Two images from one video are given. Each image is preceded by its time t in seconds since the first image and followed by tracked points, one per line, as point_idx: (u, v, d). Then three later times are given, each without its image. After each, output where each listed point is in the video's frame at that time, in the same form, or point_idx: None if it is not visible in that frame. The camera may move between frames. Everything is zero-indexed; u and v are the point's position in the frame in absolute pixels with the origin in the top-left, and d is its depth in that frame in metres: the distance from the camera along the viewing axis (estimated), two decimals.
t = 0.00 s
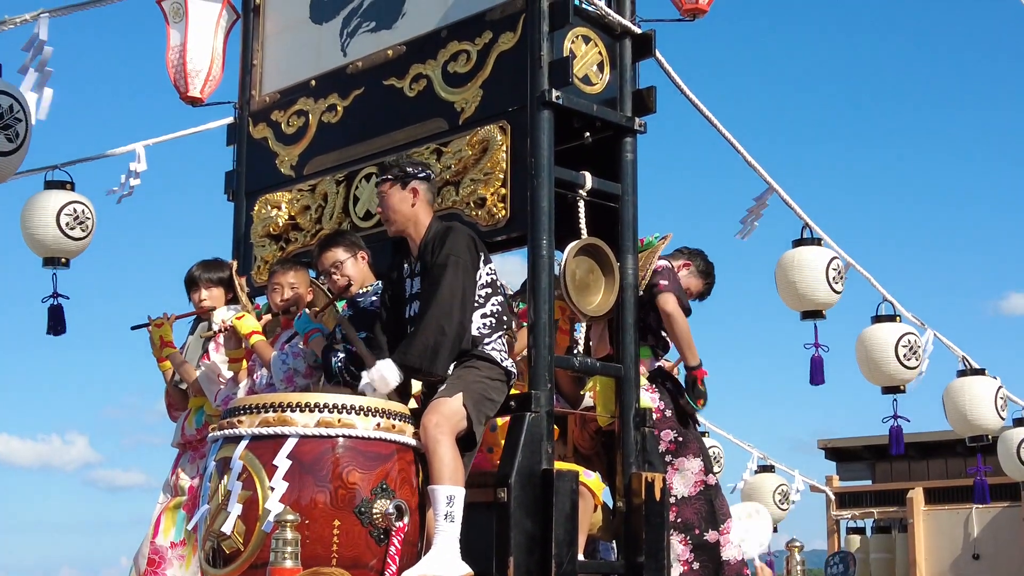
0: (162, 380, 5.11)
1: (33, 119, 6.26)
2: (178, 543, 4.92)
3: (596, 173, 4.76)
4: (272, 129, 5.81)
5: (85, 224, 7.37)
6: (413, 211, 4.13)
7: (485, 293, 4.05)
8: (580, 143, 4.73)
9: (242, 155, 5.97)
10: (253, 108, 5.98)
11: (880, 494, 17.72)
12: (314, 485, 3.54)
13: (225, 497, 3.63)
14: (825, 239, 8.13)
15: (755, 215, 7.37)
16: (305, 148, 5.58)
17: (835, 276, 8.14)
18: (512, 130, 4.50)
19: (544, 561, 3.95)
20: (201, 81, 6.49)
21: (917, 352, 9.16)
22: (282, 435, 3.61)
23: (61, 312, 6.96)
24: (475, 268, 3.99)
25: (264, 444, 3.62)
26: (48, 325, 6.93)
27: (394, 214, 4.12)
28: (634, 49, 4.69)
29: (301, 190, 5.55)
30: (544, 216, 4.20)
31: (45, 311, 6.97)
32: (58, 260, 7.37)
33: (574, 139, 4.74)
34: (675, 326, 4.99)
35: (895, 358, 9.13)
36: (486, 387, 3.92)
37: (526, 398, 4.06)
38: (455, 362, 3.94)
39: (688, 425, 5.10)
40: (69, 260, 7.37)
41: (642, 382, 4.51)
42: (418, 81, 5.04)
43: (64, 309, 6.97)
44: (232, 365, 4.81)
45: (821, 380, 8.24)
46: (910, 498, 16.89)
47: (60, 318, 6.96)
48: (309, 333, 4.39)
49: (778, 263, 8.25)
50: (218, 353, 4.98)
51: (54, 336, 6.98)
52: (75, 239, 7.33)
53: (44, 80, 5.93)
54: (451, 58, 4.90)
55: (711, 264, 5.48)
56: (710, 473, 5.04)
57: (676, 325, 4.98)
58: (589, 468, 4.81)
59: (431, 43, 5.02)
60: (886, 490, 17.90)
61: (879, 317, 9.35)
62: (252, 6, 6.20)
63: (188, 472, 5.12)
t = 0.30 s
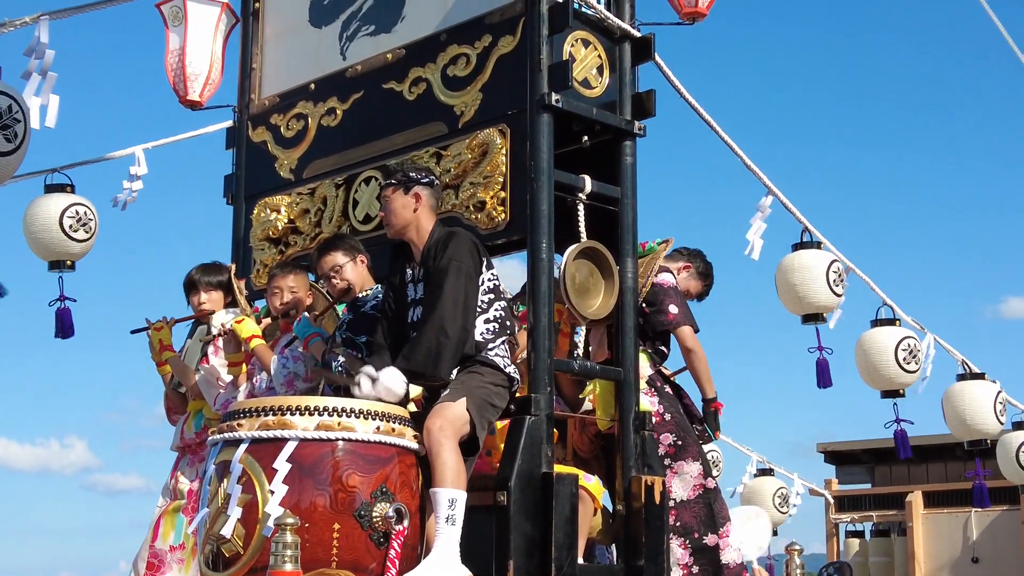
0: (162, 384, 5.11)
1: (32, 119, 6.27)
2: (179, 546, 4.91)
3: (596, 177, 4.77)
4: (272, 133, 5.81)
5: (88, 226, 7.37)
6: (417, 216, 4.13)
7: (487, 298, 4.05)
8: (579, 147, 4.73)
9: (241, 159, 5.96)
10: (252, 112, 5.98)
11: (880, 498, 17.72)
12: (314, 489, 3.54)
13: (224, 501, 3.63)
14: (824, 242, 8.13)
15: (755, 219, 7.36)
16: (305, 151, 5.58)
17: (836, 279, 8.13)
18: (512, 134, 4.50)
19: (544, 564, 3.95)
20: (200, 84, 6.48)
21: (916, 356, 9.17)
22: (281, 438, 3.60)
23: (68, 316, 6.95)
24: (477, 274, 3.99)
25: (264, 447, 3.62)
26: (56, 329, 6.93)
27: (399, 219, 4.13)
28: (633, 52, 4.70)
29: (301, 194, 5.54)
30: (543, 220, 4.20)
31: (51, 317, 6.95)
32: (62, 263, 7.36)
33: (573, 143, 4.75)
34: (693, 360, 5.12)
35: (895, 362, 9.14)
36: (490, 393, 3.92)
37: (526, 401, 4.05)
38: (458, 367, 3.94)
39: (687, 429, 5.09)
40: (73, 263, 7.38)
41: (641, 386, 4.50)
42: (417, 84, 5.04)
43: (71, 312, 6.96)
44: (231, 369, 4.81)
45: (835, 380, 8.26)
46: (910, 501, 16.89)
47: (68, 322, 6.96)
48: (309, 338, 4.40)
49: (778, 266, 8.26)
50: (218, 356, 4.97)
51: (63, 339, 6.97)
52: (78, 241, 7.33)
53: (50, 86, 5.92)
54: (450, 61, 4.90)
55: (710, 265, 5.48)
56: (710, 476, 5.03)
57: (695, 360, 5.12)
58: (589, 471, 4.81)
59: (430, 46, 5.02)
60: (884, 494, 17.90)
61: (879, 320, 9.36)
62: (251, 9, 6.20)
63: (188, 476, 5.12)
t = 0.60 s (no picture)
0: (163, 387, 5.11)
1: (37, 117, 6.29)
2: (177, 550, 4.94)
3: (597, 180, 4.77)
4: (272, 136, 5.81)
5: (87, 231, 7.37)
6: (422, 217, 4.14)
7: (490, 301, 4.06)
8: (580, 150, 4.74)
9: (242, 162, 5.96)
10: (252, 115, 5.99)
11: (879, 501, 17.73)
12: (315, 492, 3.53)
13: (225, 504, 3.62)
14: (824, 246, 8.14)
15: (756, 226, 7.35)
16: (306, 154, 5.58)
17: (836, 283, 8.14)
18: (513, 137, 4.51)
19: (545, 567, 3.94)
20: (201, 87, 6.49)
21: (917, 358, 9.17)
22: (283, 441, 3.60)
23: (62, 319, 6.95)
24: (478, 280, 3.99)
25: (265, 451, 3.62)
26: (49, 333, 6.93)
27: (404, 219, 4.13)
28: (634, 56, 4.71)
29: (301, 197, 5.55)
30: (544, 223, 4.20)
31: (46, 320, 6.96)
32: (60, 267, 7.36)
33: (574, 146, 4.75)
34: (706, 378, 5.10)
35: (895, 365, 9.14)
36: (490, 395, 3.91)
37: (527, 404, 4.05)
38: (459, 370, 3.94)
39: (689, 432, 5.10)
40: (72, 267, 7.38)
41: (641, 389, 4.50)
42: (418, 88, 5.04)
43: (65, 316, 6.96)
44: (233, 372, 4.78)
45: (826, 386, 8.24)
46: (910, 504, 16.91)
47: (61, 326, 6.96)
48: (310, 342, 4.38)
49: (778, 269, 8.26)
50: (219, 360, 4.96)
51: (56, 343, 6.97)
52: (76, 245, 7.34)
53: (60, 92, 5.92)
54: (451, 65, 4.90)
55: (713, 271, 5.50)
56: (711, 479, 5.02)
57: (707, 375, 5.10)
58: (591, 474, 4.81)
59: (431, 50, 5.03)
60: (884, 496, 17.90)
61: (879, 323, 9.36)
62: (251, 13, 6.20)
63: (188, 479, 5.12)
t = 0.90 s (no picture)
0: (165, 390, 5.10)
1: (32, 121, 6.30)
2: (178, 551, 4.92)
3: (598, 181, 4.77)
4: (274, 138, 5.81)
5: (87, 232, 7.38)
6: (422, 217, 4.14)
7: (492, 300, 4.05)
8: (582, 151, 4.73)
9: (242, 164, 5.96)
10: (253, 117, 5.99)
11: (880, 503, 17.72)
12: (316, 494, 3.53)
13: (226, 506, 3.62)
14: (825, 248, 8.13)
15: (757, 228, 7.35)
16: (307, 157, 5.58)
17: (836, 285, 8.13)
18: (513, 139, 4.51)
19: (546, 569, 3.94)
20: (202, 89, 6.49)
21: (917, 360, 9.17)
22: (284, 442, 3.60)
23: (57, 321, 6.96)
24: (478, 280, 3.98)
25: (266, 452, 3.62)
26: (42, 333, 6.93)
27: (405, 218, 4.13)
28: (635, 58, 4.70)
29: (302, 199, 5.55)
30: (545, 224, 4.20)
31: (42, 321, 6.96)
32: (58, 268, 7.35)
33: (576, 147, 4.75)
34: (708, 385, 5.10)
35: (895, 367, 9.13)
36: (492, 394, 3.91)
37: (528, 405, 4.05)
38: (461, 369, 3.94)
39: (690, 434, 5.10)
40: (71, 267, 7.37)
41: (642, 390, 4.50)
42: (419, 89, 5.04)
43: (59, 317, 6.97)
44: (232, 373, 4.75)
45: (824, 389, 8.23)
46: (911, 506, 16.90)
47: (55, 327, 6.96)
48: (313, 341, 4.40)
49: (778, 271, 8.26)
50: (219, 363, 4.97)
51: (48, 344, 6.96)
52: (76, 246, 7.34)
53: (60, 93, 5.93)
54: (451, 66, 4.90)
55: (719, 275, 5.49)
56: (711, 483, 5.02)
57: (708, 383, 5.10)
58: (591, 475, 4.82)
59: (432, 51, 5.03)
60: (885, 498, 17.89)
61: (880, 325, 9.36)
62: (252, 15, 6.20)
63: (188, 482, 5.12)
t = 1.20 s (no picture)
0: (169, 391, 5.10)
1: (31, 126, 6.28)
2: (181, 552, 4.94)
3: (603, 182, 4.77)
4: (276, 139, 5.81)
5: (90, 230, 7.38)
6: (424, 219, 4.13)
7: (496, 300, 4.05)
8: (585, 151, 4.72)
9: (245, 164, 5.96)
10: (256, 118, 5.99)
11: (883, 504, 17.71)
12: (319, 493, 3.53)
13: (230, 506, 3.62)
14: (828, 248, 8.12)
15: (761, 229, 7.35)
16: (309, 157, 5.58)
17: (839, 285, 8.12)
18: (515, 139, 4.50)
19: (549, 569, 3.93)
20: (204, 89, 6.49)
21: (920, 361, 9.15)
22: (287, 442, 3.60)
23: (66, 321, 6.95)
24: (484, 278, 3.98)
25: (269, 452, 3.61)
26: (55, 334, 6.92)
27: (405, 222, 4.13)
28: (638, 57, 4.69)
29: (305, 199, 5.54)
30: (548, 225, 4.20)
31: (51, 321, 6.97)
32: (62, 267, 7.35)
33: (579, 147, 4.74)
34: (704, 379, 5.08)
35: (899, 367, 9.12)
36: (499, 396, 3.90)
37: (531, 406, 4.05)
38: (467, 371, 3.93)
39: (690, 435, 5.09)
40: (74, 267, 7.37)
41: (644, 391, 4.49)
42: (421, 89, 5.04)
43: (69, 317, 6.96)
44: (241, 373, 4.83)
45: (825, 389, 8.22)
46: (914, 506, 16.89)
47: (67, 327, 6.96)
48: (316, 340, 4.41)
49: (781, 270, 8.25)
50: (225, 364, 5.00)
51: (63, 344, 6.97)
52: (80, 245, 7.34)
53: (55, 92, 5.93)
54: (454, 66, 4.90)
55: (721, 274, 5.48)
56: (712, 484, 5.05)
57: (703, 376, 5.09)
58: (594, 476, 4.82)
59: (434, 51, 5.03)
60: (887, 499, 17.88)
61: (882, 325, 9.35)
62: (254, 15, 6.19)
63: (191, 481, 5.13)
